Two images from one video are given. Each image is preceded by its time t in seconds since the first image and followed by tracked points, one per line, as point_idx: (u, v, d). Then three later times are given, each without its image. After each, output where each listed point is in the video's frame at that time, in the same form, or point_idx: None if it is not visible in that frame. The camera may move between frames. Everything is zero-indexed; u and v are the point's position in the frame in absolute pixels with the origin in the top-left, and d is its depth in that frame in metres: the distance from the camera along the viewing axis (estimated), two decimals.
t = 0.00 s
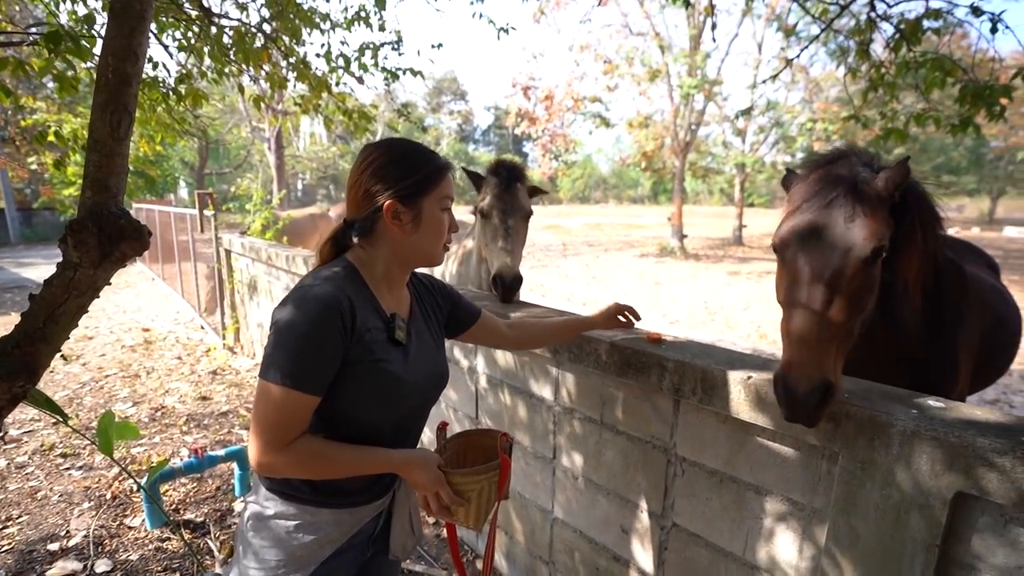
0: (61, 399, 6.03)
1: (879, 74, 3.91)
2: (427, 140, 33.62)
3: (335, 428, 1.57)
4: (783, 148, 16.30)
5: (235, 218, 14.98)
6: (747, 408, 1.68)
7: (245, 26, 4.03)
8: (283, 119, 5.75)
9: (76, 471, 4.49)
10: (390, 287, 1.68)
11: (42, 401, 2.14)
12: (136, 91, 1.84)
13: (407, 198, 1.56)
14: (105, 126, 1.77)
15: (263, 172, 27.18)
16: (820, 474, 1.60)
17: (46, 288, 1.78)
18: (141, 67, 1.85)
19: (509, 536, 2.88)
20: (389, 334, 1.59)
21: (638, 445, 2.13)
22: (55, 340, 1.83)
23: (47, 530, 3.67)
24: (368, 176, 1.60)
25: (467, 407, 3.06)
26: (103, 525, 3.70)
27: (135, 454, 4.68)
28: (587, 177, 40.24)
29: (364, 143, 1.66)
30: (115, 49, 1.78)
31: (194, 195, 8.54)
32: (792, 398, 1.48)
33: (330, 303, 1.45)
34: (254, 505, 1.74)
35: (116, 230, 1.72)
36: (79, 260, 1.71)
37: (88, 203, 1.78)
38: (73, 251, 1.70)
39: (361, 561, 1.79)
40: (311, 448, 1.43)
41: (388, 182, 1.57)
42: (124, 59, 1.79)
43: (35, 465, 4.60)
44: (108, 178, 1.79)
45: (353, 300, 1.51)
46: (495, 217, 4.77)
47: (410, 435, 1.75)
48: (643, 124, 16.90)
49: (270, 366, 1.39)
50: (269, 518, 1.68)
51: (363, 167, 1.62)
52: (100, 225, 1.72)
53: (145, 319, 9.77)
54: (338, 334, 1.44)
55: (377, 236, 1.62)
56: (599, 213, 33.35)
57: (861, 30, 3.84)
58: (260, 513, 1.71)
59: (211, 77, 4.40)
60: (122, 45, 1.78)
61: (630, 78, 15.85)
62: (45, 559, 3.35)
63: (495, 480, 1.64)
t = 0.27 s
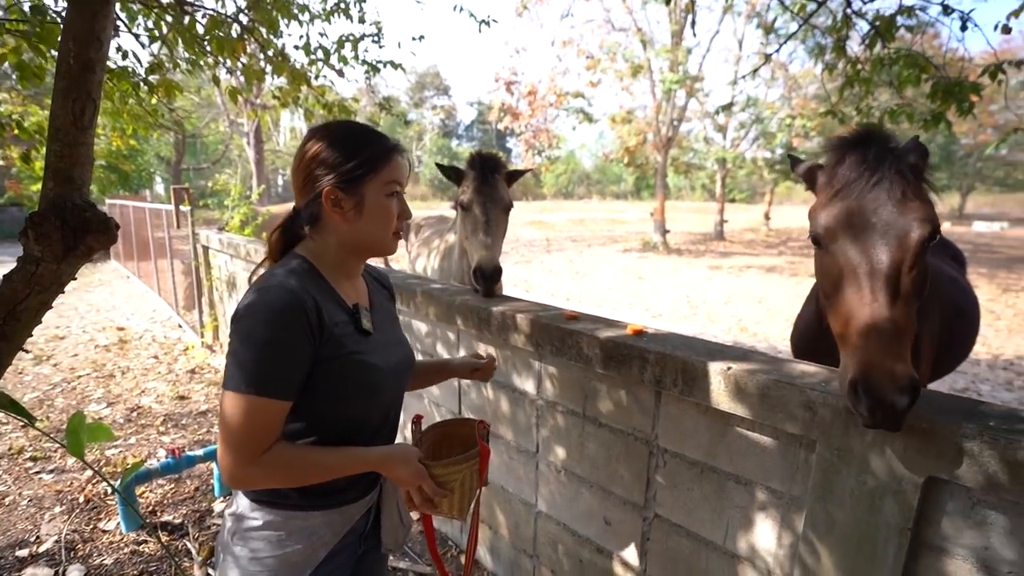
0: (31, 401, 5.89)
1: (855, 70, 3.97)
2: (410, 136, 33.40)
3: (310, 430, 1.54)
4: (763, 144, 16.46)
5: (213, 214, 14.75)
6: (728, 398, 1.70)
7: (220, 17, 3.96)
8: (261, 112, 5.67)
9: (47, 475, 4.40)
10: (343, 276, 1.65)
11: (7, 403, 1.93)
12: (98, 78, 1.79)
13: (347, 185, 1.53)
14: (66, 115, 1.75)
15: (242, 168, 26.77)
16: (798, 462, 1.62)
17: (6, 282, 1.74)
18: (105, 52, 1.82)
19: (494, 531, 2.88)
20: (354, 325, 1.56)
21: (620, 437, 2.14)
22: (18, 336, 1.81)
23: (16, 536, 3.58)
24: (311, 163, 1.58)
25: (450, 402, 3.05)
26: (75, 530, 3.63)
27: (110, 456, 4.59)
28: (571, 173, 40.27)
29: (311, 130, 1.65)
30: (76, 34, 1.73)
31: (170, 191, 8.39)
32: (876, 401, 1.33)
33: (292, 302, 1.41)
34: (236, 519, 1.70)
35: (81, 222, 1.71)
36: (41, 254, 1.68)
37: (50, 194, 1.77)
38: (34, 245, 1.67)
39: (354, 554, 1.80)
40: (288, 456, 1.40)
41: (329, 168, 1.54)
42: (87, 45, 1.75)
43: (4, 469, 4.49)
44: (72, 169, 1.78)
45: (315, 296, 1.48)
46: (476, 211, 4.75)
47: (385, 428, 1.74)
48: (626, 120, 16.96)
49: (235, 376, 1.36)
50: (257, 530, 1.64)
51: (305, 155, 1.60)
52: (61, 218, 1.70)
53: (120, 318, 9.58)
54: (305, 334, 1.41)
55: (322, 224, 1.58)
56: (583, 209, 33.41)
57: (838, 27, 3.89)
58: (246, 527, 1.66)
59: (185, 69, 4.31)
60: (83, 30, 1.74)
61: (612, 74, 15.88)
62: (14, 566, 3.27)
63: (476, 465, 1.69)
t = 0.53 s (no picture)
0: None
1: (826, 71, 4.05)
2: (389, 134, 33.15)
3: (274, 438, 1.51)
4: (741, 142, 16.66)
5: (188, 213, 14.48)
6: (704, 392, 1.73)
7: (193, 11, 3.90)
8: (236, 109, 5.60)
9: (15, 482, 4.29)
10: (292, 277, 1.59)
11: None
12: (62, 70, 1.78)
13: (284, 181, 1.46)
14: (28, 108, 1.73)
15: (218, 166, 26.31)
16: (772, 453, 1.66)
17: None
18: (69, 42, 1.79)
19: (476, 528, 2.89)
20: (312, 325, 1.53)
21: (600, 431, 2.17)
22: None
23: None
24: (250, 156, 1.52)
25: (431, 400, 3.05)
26: (45, 538, 3.55)
27: (80, 461, 4.50)
28: (551, 171, 40.32)
29: (253, 120, 1.58)
30: (37, 24, 1.71)
31: (142, 188, 8.23)
32: (949, 379, 1.35)
33: (245, 310, 1.36)
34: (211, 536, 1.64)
35: (45, 221, 1.76)
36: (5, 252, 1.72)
37: (10, 189, 1.77)
38: None
39: (340, 552, 1.80)
40: (254, 468, 1.37)
41: (264, 162, 1.48)
42: (50, 36, 1.73)
43: None
44: (35, 164, 1.78)
45: (270, 300, 1.43)
46: (455, 209, 4.76)
47: (353, 427, 1.72)
48: (606, 118, 17.04)
49: (190, 393, 1.31)
50: (236, 542, 1.60)
51: (243, 146, 1.54)
52: (25, 216, 1.74)
53: (91, 320, 9.37)
54: (262, 341, 1.37)
55: (262, 221, 1.53)
56: (563, 207, 33.47)
57: (810, 29, 3.97)
58: (223, 542, 1.61)
59: (157, 64, 4.24)
60: (45, 20, 1.71)
61: (592, 72, 15.95)
62: None
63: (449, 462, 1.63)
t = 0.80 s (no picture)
0: None
1: (812, 73, 4.11)
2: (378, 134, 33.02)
3: (246, 450, 1.44)
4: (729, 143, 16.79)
5: (174, 213, 14.34)
6: (694, 391, 1.76)
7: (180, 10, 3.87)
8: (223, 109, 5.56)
9: None
10: (264, 283, 1.53)
11: None
12: (47, 70, 1.77)
13: (249, 182, 1.42)
14: (13, 108, 1.73)
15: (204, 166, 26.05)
16: (760, 450, 1.69)
17: None
18: (53, 42, 1.79)
19: (469, 528, 2.90)
20: (283, 330, 1.46)
21: (590, 430, 2.20)
22: None
23: None
24: (215, 157, 1.48)
25: (422, 401, 3.06)
26: (29, 545, 3.51)
27: (65, 467, 4.45)
28: (541, 171, 40.36)
29: (224, 118, 1.54)
30: (20, 23, 1.70)
31: (127, 189, 8.14)
32: (959, 367, 1.50)
33: (208, 320, 1.29)
34: (197, 548, 1.61)
35: (31, 222, 1.74)
36: None
37: None
38: None
39: (334, 554, 1.79)
40: (221, 484, 1.31)
41: (229, 163, 1.44)
42: (35, 35, 1.72)
43: None
44: (22, 165, 1.77)
45: (235, 307, 1.36)
46: (445, 210, 4.77)
47: (336, 435, 1.66)
48: (595, 118, 17.10)
49: (151, 409, 1.25)
50: (224, 551, 1.57)
51: (210, 145, 1.49)
52: (12, 217, 1.73)
53: (75, 322, 9.25)
54: (226, 351, 1.30)
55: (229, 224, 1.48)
56: (553, 207, 33.50)
57: (796, 31, 4.02)
58: (210, 552, 1.58)
59: (143, 63, 4.20)
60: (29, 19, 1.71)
61: (582, 72, 16.00)
62: None
63: (427, 466, 1.58)
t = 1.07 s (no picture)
0: None
1: (789, 76, 4.19)
2: (362, 134, 32.83)
3: (224, 455, 1.43)
4: (711, 144, 16.95)
5: (153, 214, 14.12)
6: (675, 387, 1.79)
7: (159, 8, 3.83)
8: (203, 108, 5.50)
9: None
10: (238, 283, 1.53)
11: None
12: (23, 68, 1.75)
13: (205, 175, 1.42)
14: None
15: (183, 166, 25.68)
16: (740, 445, 1.73)
17: None
18: (28, 41, 1.77)
19: (455, 528, 2.92)
20: (260, 333, 1.44)
21: (575, 428, 2.22)
22: None
23: None
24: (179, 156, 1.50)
25: (407, 401, 3.06)
26: (5, 554, 3.45)
27: (40, 474, 4.37)
28: (525, 172, 40.40)
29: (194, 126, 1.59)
30: None
31: (105, 189, 8.02)
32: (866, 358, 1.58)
33: (179, 321, 1.27)
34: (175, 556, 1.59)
35: (6, 223, 1.72)
36: None
37: None
38: None
39: (316, 562, 1.75)
40: (196, 490, 1.29)
41: (188, 160, 1.45)
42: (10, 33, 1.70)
43: None
44: None
45: (209, 309, 1.34)
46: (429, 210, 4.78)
47: (320, 438, 1.65)
48: (578, 119, 17.18)
49: (120, 414, 1.22)
50: (203, 559, 1.54)
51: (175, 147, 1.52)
52: None
53: (51, 326, 9.08)
54: (199, 354, 1.28)
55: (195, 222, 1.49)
56: (537, 207, 33.53)
57: (774, 35, 4.09)
58: (190, 560, 1.55)
59: (121, 62, 4.15)
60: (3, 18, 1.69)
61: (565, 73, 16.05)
62: None
63: (412, 470, 1.60)
